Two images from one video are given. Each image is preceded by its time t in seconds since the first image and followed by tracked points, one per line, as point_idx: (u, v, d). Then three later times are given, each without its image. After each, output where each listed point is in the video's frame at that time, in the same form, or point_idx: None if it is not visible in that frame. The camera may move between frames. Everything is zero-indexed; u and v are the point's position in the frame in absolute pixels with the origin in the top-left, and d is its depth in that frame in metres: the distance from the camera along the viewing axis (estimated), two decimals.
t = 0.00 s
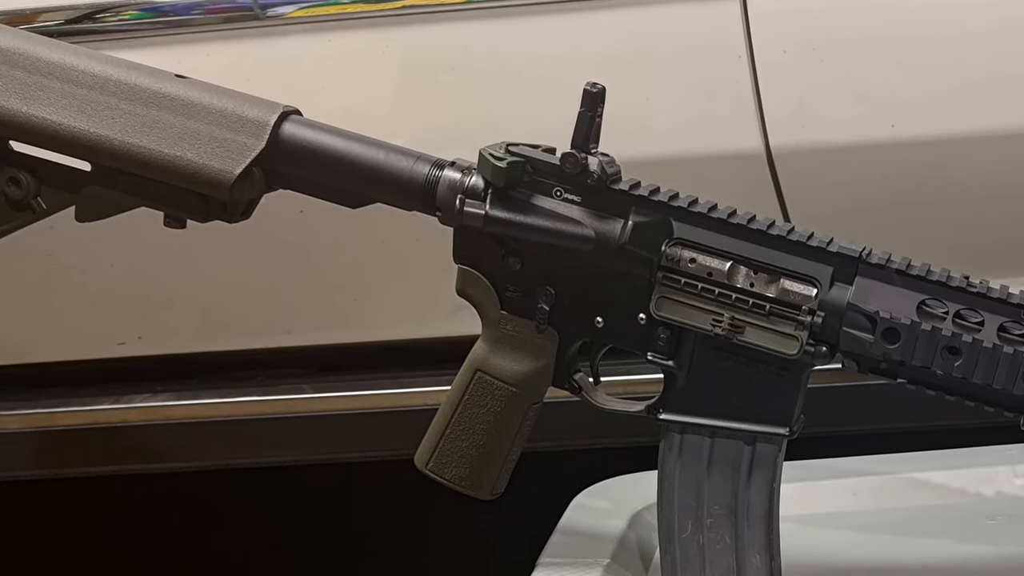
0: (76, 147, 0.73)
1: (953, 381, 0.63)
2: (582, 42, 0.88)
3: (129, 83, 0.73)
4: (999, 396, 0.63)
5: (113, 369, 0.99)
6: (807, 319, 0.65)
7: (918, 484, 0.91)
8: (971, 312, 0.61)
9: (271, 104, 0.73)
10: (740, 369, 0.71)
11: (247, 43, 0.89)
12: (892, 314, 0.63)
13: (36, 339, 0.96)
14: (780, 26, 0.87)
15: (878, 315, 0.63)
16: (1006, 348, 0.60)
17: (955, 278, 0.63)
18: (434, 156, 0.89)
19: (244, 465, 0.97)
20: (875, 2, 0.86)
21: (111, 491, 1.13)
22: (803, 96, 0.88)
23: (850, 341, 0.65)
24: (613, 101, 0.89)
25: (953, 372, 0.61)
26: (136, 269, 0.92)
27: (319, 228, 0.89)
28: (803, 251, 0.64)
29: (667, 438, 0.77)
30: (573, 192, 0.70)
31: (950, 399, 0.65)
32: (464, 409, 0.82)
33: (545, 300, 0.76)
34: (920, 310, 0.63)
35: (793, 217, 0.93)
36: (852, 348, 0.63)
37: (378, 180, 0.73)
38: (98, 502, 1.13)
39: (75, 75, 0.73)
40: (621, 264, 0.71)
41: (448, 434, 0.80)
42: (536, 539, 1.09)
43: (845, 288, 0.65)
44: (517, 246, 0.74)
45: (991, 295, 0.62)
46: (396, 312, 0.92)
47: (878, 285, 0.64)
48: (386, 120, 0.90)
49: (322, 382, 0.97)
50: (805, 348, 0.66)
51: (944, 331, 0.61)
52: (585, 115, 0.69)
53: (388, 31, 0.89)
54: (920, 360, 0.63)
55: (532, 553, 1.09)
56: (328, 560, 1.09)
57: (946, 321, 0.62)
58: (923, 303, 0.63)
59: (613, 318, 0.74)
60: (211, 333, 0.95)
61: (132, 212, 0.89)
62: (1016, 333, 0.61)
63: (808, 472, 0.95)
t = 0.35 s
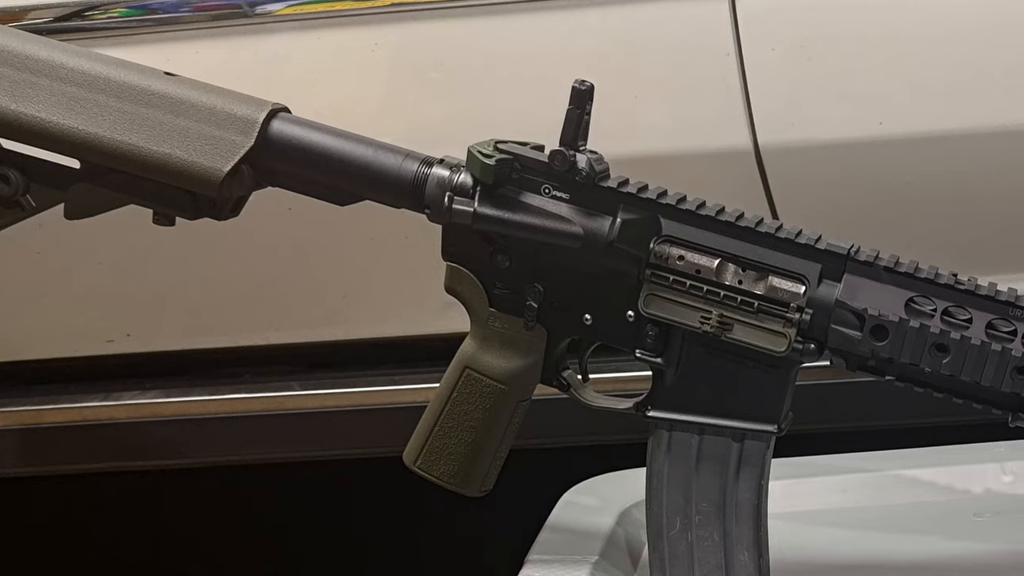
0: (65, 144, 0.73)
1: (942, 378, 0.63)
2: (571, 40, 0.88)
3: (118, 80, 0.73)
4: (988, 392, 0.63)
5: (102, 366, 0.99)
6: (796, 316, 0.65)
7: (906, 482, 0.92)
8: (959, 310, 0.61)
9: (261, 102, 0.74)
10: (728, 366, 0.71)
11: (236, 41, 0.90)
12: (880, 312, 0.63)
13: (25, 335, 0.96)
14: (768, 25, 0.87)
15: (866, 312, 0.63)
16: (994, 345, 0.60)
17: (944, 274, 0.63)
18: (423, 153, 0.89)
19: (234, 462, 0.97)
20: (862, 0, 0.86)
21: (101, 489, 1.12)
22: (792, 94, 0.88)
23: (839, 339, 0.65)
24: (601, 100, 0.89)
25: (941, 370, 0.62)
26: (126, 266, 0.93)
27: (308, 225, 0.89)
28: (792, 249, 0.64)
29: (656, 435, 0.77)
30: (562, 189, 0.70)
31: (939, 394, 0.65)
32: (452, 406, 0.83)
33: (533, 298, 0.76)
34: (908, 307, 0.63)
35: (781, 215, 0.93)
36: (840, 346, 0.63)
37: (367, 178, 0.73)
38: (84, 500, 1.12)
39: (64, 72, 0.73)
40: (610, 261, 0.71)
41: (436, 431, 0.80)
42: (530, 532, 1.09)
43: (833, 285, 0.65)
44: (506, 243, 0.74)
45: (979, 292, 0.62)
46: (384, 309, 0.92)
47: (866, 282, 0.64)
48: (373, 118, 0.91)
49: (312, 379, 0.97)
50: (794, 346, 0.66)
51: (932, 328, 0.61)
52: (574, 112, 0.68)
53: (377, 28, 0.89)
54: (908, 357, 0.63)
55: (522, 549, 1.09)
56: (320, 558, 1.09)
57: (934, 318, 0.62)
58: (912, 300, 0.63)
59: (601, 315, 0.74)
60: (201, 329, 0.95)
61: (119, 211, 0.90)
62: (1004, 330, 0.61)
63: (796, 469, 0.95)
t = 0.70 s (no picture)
0: (53, 141, 0.73)
1: (930, 375, 0.64)
2: (559, 37, 0.88)
3: (106, 78, 0.73)
4: (975, 389, 0.64)
5: (91, 364, 0.99)
6: (784, 313, 0.66)
7: (893, 479, 0.92)
8: (946, 307, 0.62)
9: (249, 100, 0.74)
10: (715, 363, 0.71)
11: (224, 38, 0.90)
12: (867, 309, 0.64)
13: (13, 333, 0.97)
14: (755, 23, 0.87)
15: (853, 309, 0.63)
16: (981, 342, 0.61)
17: (932, 272, 0.64)
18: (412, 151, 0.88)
19: (225, 459, 0.98)
20: None
21: (92, 485, 1.13)
22: (780, 91, 0.88)
23: (827, 336, 0.66)
24: (589, 97, 0.89)
25: (929, 367, 0.62)
26: (115, 263, 0.93)
27: (296, 223, 0.89)
28: (779, 246, 0.65)
29: (643, 433, 0.77)
30: (550, 187, 0.70)
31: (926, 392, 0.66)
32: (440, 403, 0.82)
33: (521, 295, 0.76)
34: (896, 305, 0.64)
35: (769, 211, 0.93)
36: (828, 343, 0.64)
37: (355, 175, 0.73)
38: (72, 498, 1.13)
39: (53, 69, 0.73)
40: (598, 259, 0.71)
41: (424, 428, 0.80)
42: (518, 530, 1.09)
43: (821, 283, 0.65)
44: (494, 240, 0.74)
45: (966, 290, 0.63)
46: (373, 306, 0.93)
47: (853, 280, 0.65)
48: (362, 115, 0.90)
49: (300, 376, 0.97)
50: (781, 343, 0.67)
51: (920, 325, 0.62)
52: (562, 109, 0.68)
53: (365, 26, 0.89)
54: (895, 354, 0.64)
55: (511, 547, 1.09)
56: (309, 554, 1.09)
57: (922, 315, 0.63)
58: (899, 298, 0.64)
59: (589, 313, 0.74)
60: (189, 327, 0.95)
61: (107, 209, 0.90)
62: (991, 327, 0.62)
63: (784, 466, 0.95)
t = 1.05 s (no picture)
0: (42, 139, 0.74)
1: (918, 372, 0.64)
2: (546, 35, 0.88)
3: (94, 75, 0.73)
4: (962, 386, 0.64)
5: (80, 362, 1.00)
6: (771, 311, 0.66)
7: (880, 476, 0.92)
8: (934, 304, 0.62)
9: (237, 97, 0.74)
10: (703, 360, 0.71)
11: (211, 35, 0.90)
12: (855, 306, 0.64)
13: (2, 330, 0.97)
14: (741, 21, 0.87)
15: (841, 307, 0.63)
16: (969, 340, 0.61)
17: (919, 269, 0.64)
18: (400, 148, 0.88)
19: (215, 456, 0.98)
20: None
21: (80, 482, 1.13)
22: (767, 89, 0.88)
23: (814, 333, 0.66)
24: (576, 94, 0.90)
25: (917, 364, 0.63)
26: (103, 261, 0.93)
27: (285, 220, 0.89)
28: (767, 244, 0.65)
29: (631, 430, 0.77)
30: (538, 184, 0.71)
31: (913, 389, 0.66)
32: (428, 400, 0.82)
33: (510, 292, 0.76)
34: (884, 302, 0.64)
35: (756, 208, 0.92)
36: (816, 340, 0.64)
37: (344, 172, 0.73)
38: (61, 495, 1.13)
39: (41, 67, 0.73)
40: (586, 256, 0.71)
41: (412, 425, 0.80)
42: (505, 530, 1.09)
43: (808, 280, 0.66)
44: (482, 237, 0.74)
45: (954, 287, 0.63)
46: (361, 304, 0.93)
47: (842, 277, 0.65)
48: (351, 111, 0.90)
49: (289, 373, 0.97)
50: (769, 340, 0.67)
51: (908, 323, 0.62)
52: (550, 107, 0.68)
53: (354, 24, 0.89)
54: (883, 351, 0.64)
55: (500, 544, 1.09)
56: (297, 549, 1.09)
57: (910, 312, 0.63)
58: (887, 295, 0.64)
59: (577, 310, 0.74)
60: (177, 324, 0.95)
61: (96, 206, 0.90)
62: (979, 324, 0.62)
63: (772, 464, 0.95)
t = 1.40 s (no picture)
0: (31, 136, 0.74)
1: (905, 369, 0.65)
2: (533, 32, 0.89)
3: (83, 72, 0.73)
4: (950, 383, 0.64)
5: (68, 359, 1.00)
6: (759, 308, 0.66)
7: (869, 473, 0.92)
8: (921, 301, 0.63)
9: (225, 94, 0.74)
10: (691, 357, 0.71)
11: (199, 33, 0.90)
12: (843, 303, 0.64)
13: None
14: (727, 20, 0.88)
15: (829, 304, 0.64)
16: (957, 337, 0.62)
17: (907, 266, 0.64)
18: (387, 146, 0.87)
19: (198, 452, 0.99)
20: None
21: (68, 479, 1.14)
22: (754, 87, 0.88)
23: (802, 330, 0.66)
24: (564, 91, 0.90)
25: (904, 361, 0.63)
26: (91, 258, 0.93)
27: (273, 217, 0.90)
28: (755, 241, 0.65)
29: (619, 427, 0.77)
30: (526, 181, 0.70)
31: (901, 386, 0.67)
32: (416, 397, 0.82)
33: (498, 289, 0.76)
34: (871, 299, 0.64)
35: (744, 205, 0.92)
36: (803, 337, 0.64)
37: (331, 170, 0.73)
38: (49, 493, 1.13)
39: (30, 65, 0.74)
40: (574, 253, 0.71)
41: (400, 422, 0.79)
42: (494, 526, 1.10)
43: (796, 277, 0.66)
44: (470, 234, 0.74)
45: (942, 284, 0.63)
46: (349, 300, 0.93)
47: (829, 274, 0.65)
48: (339, 109, 0.90)
49: (277, 370, 0.97)
50: (757, 337, 0.67)
51: (895, 320, 0.63)
52: (538, 105, 0.69)
53: (342, 22, 0.90)
54: (871, 349, 0.64)
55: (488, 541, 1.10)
56: (289, 547, 1.09)
57: (898, 309, 0.63)
58: (875, 292, 0.64)
59: (565, 307, 0.74)
60: (166, 321, 0.96)
61: (84, 203, 0.90)
62: (967, 322, 0.62)
63: (760, 461, 0.95)
